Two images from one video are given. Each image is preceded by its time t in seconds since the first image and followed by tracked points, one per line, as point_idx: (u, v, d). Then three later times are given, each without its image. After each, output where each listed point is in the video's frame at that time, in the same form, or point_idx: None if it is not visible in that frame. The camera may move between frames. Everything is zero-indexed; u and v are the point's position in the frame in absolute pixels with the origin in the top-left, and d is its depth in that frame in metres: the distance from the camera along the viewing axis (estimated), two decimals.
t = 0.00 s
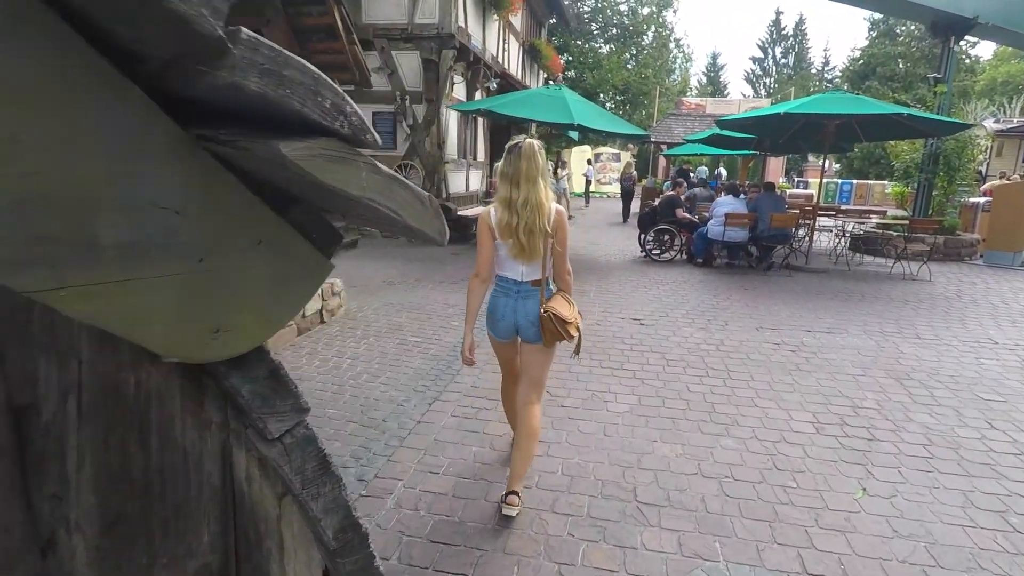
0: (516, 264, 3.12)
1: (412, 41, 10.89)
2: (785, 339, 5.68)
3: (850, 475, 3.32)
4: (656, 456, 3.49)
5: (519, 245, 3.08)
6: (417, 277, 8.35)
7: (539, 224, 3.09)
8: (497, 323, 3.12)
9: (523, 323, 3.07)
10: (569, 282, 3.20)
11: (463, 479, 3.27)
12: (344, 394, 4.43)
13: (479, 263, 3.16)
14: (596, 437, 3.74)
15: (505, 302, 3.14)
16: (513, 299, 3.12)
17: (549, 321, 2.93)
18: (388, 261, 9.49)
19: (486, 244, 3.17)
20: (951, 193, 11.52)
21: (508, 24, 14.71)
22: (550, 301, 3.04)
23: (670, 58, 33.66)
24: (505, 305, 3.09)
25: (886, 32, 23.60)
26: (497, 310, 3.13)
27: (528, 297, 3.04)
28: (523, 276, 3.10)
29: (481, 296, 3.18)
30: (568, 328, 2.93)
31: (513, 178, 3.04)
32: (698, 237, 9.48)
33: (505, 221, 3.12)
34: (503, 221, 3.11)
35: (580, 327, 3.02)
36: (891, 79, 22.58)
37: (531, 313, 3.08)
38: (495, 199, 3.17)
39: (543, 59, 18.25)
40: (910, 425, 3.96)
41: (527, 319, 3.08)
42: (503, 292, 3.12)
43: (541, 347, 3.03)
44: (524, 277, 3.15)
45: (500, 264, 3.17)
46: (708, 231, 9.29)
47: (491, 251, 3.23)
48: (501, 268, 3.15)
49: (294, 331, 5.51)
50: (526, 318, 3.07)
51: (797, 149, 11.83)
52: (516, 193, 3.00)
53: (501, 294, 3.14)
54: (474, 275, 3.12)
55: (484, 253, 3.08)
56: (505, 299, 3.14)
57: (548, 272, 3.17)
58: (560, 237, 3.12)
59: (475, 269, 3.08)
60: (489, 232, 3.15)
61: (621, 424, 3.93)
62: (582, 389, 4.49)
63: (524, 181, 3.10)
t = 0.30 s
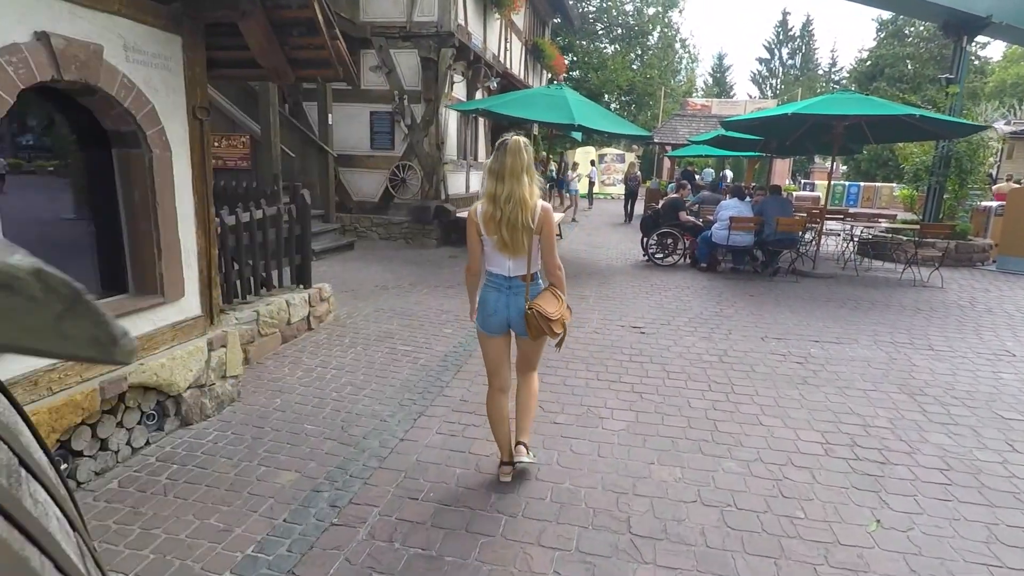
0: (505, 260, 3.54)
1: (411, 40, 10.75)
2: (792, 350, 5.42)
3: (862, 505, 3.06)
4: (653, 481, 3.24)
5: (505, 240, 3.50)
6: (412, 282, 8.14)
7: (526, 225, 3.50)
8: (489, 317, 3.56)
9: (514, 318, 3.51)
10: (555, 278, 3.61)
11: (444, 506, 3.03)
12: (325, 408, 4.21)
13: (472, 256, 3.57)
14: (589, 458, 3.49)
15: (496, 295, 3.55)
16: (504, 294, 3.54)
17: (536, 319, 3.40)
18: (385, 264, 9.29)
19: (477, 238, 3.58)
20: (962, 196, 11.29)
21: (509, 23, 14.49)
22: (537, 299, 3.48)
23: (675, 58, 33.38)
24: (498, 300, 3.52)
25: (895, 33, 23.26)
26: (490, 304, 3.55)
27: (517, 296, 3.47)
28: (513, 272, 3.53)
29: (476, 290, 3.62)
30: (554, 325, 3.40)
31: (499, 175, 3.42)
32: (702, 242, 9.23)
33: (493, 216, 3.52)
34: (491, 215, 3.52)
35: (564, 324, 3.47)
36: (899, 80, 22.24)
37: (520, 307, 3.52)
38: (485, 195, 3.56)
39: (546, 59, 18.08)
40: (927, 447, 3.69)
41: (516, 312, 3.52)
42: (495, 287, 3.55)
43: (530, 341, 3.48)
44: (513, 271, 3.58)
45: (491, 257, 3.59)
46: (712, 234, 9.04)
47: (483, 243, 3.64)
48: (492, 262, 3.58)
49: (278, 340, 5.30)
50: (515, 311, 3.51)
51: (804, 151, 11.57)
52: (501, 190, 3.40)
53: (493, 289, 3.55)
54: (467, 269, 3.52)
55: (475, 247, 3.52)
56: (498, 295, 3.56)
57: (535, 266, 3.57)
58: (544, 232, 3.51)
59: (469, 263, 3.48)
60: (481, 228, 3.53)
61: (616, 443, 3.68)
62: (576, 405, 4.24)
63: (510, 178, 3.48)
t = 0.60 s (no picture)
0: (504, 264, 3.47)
1: (415, 40, 10.60)
2: (806, 362, 5.14)
3: (886, 537, 2.77)
4: (657, 507, 3.00)
5: (503, 244, 3.42)
6: (413, 286, 7.93)
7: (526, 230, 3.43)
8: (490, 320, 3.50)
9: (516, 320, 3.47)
10: (556, 280, 3.56)
11: (429, 534, 2.80)
12: (312, 421, 4.00)
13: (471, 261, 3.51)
14: (589, 480, 3.24)
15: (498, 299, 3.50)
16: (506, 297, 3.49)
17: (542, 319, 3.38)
18: (386, 268, 9.10)
19: (476, 242, 3.51)
20: (982, 202, 10.95)
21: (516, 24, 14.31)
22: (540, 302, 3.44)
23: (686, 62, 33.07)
24: (499, 303, 3.47)
25: (911, 36, 22.80)
26: (490, 307, 3.50)
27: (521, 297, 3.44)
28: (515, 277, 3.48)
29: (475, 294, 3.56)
30: (559, 325, 3.38)
31: (495, 180, 3.33)
32: (712, 248, 8.95)
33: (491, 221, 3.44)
34: (488, 220, 3.43)
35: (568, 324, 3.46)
36: (914, 84, 21.79)
37: (523, 310, 3.48)
38: (483, 199, 3.48)
39: (554, 61, 17.89)
40: (954, 471, 3.40)
41: (519, 315, 3.48)
42: (495, 290, 3.49)
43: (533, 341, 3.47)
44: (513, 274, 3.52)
45: (490, 261, 3.52)
46: (723, 240, 8.78)
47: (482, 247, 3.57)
48: (491, 266, 3.52)
49: (269, 348, 5.10)
50: (519, 315, 3.47)
51: (818, 154, 11.27)
52: (498, 195, 3.32)
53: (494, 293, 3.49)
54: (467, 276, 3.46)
55: (473, 252, 3.45)
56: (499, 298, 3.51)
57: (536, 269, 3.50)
58: (543, 236, 3.42)
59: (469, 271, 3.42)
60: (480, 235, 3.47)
61: (618, 464, 3.42)
62: (577, 420, 4.00)
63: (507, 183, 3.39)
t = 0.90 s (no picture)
0: (526, 251, 3.68)
1: (436, 32, 10.35)
2: (844, 376, 4.77)
3: None
4: (681, 541, 2.70)
5: (525, 231, 3.64)
6: (428, 285, 7.71)
7: (545, 218, 3.64)
8: (511, 307, 3.72)
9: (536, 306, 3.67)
10: (575, 268, 3.76)
11: (427, 564, 2.55)
12: (313, 429, 3.78)
13: (494, 249, 3.73)
14: (606, 506, 2.96)
15: (517, 286, 3.70)
16: (526, 284, 3.69)
17: (561, 306, 3.55)
18: (403, 266, 8.89)
19: (499, 231, 3.73)
20: None
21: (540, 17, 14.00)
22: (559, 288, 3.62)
23: (716, 57, 32.27)
24: (519, 289, 3.68)
25: (956, 30, 21.85)
26: (511, 294, 3.71)
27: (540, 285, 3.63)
28: (535, 264, 3.68)
29: (497, 282, 3.77)
30: (576, 312, 3.55)
31: (517, 170, 3.58)
32: (742, 249, 8.58)
33: (513, 210, 3.66)
34: (511, 209, 3.66)
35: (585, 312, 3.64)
36: (957, 80, 20.87)
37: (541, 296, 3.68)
38: (506, 190, 3.72)
39: (579, 56, 17.50)
40: (1019, 508, 3.02)
41: (537, 302, 3.68)
42: (516, 277, 3.70)
43: (551, 327, 3.65)
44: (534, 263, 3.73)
45: (512, 250, 3.73)
46: (753, 242, 8.40)
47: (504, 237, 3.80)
48: (513, 255, 3.73)
49: (276, 348, 4.90)
50: (537, 301, 3.67)
51: (856, 152, 10.76)
52: (521, 183, 3.55)
53: (514, 280, 3.69)
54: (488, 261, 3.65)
55: (497, 240, 3.67)
56: (519, 285, 3.73)
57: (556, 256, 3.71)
58: (563, 223, 3.63)
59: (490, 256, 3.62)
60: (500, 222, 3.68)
61: (639, 488, 3.13)
62: (595, 436, 3.72)
63: (528, 174, 3.64)
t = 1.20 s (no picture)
0: (571, 268, 3.49)
1: (487, 39, 10.26)
2: (928, 413, 4.27)
3: None
4: None
5: (571, 248, 3.45)
6: (473, 297, 7.53)
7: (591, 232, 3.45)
8: (555, 323, 3.50)
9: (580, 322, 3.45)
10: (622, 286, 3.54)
11: None
12: (344, 452, 3.62)
13: (538, 266, 3.56)
14: (654, 561, 2.71)
15: (560, 303, 3.52)
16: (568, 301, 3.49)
17: (608, 321, 3.31)
18: (450, 276, 8.77)
19: (543, 248, 3.57)
20: None
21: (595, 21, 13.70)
22: (603, 304, 3.37)
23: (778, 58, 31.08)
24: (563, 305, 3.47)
25: None
26: (555, 310, 3.50)
27: (584, 301, 3.42)
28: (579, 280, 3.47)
29: (540, 298, 3.58)
30: (621, 327, 3.28)
31: (565, 185, 3.44)
32: (809, 263, 8.18)
33: (559, 226, 3.50)
34: (556, 225, 3.50)
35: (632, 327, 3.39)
36: None
37: (586, 314, 3.46)
38: (552, 207, 3.57)
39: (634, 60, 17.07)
40: None
41: (580, 319, 3.45)
42: (559, 293, 3.51)
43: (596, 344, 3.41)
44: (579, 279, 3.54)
45: (556, 267, 3.55)
46: (821, 256, 7.84)
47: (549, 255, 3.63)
48: (557, 271, 3.55)
49: (314, 362, 4.80)
50: (581, 319, 3.44)
51: (937, 158, 9.96)
52: (566, 198, 3.43)
53: (557, 297, 3.52)
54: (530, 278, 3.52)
55: (541, 255, 3.49)
56: (562, 301, 3.52)
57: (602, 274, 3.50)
58: (611, 240, 3.45)
59: (532, 272, 3.48)
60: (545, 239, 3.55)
61: (692, 540, 2.88)
62: (643, 475, 3.50)
63: (575, 190, 3.50)
